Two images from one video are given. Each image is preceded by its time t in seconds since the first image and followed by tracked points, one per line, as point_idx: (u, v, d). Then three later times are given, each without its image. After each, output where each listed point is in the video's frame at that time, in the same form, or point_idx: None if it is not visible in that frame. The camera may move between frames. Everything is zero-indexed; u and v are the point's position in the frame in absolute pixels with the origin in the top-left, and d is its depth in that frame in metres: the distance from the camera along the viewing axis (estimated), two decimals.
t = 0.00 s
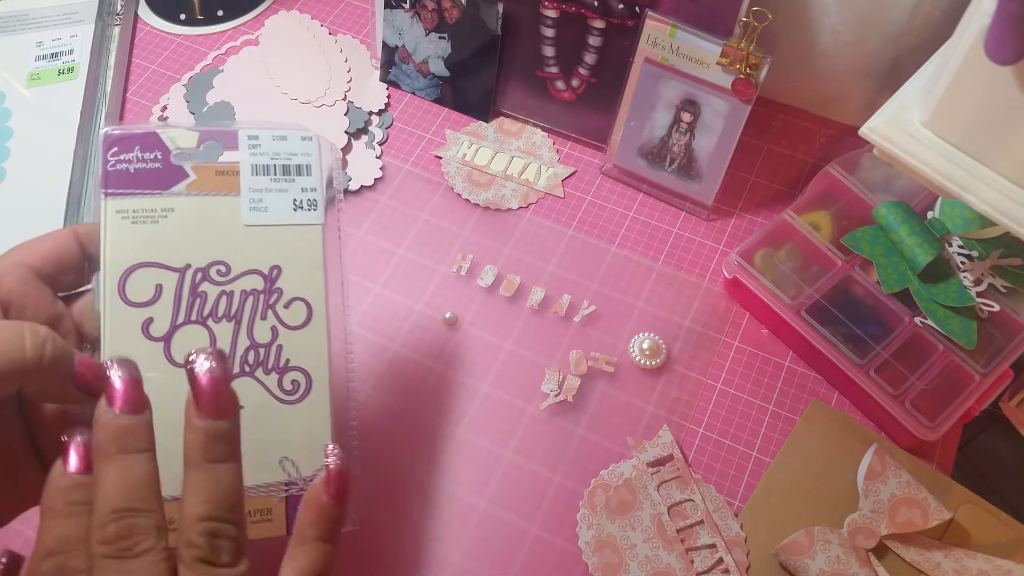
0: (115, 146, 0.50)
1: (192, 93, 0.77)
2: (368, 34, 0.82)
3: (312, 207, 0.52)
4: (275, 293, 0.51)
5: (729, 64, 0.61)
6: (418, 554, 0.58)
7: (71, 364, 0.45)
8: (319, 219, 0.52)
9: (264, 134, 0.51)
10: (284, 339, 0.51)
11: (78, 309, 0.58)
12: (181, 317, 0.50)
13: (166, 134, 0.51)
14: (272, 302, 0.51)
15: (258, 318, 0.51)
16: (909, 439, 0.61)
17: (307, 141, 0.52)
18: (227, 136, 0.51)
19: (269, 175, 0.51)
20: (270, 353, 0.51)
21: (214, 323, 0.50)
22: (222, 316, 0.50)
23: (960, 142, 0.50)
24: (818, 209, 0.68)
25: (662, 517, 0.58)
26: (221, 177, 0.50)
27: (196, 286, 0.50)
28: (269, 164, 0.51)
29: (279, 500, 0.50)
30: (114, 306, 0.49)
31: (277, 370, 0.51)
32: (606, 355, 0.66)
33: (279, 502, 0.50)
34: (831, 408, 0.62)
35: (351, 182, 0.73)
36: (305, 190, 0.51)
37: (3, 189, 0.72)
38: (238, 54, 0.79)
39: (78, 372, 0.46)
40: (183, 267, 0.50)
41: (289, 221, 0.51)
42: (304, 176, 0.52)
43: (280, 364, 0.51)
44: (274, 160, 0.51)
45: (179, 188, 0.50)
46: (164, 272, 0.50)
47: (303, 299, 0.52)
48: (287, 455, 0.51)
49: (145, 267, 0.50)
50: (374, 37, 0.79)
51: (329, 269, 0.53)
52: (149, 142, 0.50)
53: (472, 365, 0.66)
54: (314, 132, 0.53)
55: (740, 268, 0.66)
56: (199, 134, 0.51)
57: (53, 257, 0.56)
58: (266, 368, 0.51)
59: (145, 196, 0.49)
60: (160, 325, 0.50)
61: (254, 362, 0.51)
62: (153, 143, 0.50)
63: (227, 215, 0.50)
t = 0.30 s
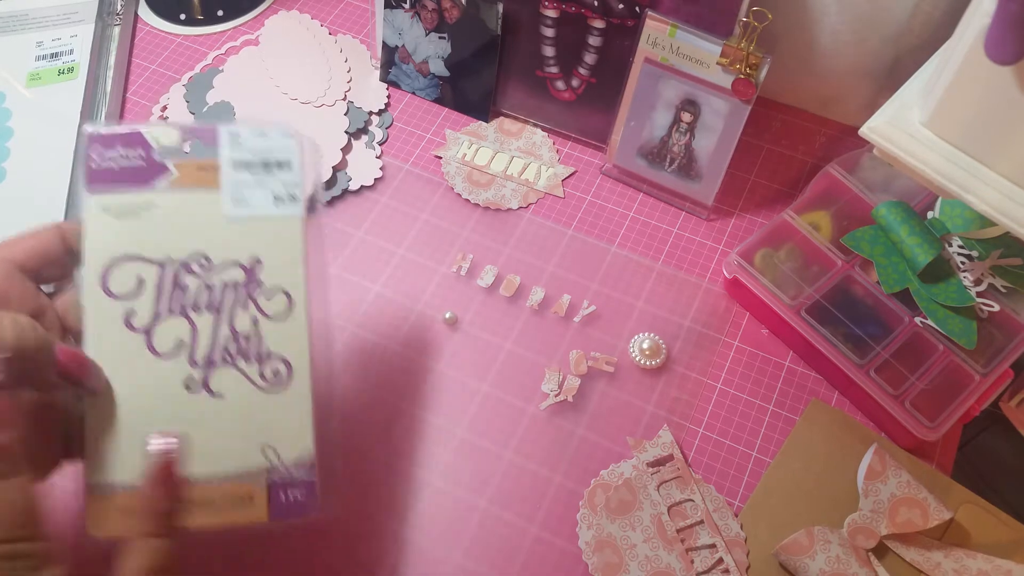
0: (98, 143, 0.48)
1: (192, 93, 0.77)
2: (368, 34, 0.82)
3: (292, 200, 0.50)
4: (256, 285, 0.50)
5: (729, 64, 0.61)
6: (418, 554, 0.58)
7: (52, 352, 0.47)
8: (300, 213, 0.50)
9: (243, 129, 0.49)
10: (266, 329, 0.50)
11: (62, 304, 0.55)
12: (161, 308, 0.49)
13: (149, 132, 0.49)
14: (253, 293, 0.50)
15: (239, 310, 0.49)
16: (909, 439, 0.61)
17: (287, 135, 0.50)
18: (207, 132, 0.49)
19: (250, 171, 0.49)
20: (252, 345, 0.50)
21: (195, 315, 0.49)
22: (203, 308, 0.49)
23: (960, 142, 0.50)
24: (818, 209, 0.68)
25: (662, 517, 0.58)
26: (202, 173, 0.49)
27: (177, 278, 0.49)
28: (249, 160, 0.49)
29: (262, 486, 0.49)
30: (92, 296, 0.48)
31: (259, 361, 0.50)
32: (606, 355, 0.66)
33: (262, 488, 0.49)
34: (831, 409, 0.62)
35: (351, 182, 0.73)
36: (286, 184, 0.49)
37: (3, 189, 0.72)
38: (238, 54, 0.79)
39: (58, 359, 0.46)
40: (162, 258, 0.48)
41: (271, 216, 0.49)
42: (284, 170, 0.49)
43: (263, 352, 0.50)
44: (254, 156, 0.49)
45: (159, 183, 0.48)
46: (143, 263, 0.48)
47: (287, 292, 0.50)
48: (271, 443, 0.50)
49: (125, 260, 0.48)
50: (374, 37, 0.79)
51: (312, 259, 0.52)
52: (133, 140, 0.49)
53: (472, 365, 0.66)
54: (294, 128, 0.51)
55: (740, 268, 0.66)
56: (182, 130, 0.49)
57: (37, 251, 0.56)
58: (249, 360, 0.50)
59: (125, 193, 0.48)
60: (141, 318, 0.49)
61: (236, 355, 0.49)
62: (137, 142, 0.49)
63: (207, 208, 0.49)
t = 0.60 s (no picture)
0: (94, 151, 0.49)
1: (192, 93, 0.77)
2: (368, 34, 0.82)
3: (288, 209, 0.52)
4: (254, 294, 0.51)
5: (729, 64, 0.61)
6: (417, 554, 0.58)
7: (52, 364, 0.46)
8: (294, 222, 0.52)
9: (241, 138, 0.51)
10: (263, 338, 0.51)
11: (61, 312, 0.56)
12: (161, 317, 0.50)
13: (144, 138, 0.51)
14: (250, 303, 0.51)
15: (237, 319, 0.51)
16: (909, 439, 0.61)
17: (283, 145, 0.52)
18: (204, 139, 0.51)
19: (245, 178, 0.51)
20: (249, 353, 0.51)
21: (194, 323, 0.50)
22: (202, 317, 0.50)
23: (960, 142, 0.50)
24: (818, 209, 0.68)
25: (662, 517, 0.58)
26: (198, 181, 0.50)
27: (177, 287, 0.50)
28: (246, 168, 0.51)
29: (259, 497, 0.51)
30: (92, 307, 0.49)
31: (256, 369, 0.51)
32: (606, 355, 0.66)
33: (259, 498, 0.50)
34: (831, 408, 0.62)
35: (351, 182, 0.73)
36: (282, 193, 0.52)
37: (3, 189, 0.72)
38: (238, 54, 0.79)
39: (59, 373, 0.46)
40: (163, 268, 0.50)
41: (265, 224, 0.51)
42: (281, 179, 0.52)
43: (260, 363, 0.51)
44: (251, 164, 0.51)
45: (157, 192, 0.50)
46: (143, 274, 0.50)
47: (282, 299, 0.52)
48: (268, 452, 0.51)
49: (125, 270, 0.49)
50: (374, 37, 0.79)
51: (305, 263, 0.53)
52: (130, 147, 0.50)
53: (472, 365, 0.66)
54: (291, 137, 0.53)
55: (740, 268, 0.66)
56: (177, 138, 0.51)
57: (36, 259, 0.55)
58: (245, 368, 0.51)
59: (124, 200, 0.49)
60: (141, 326, 0.50)
61: (235, 364, 0.51)
62: (134, 148, 0.50)
63: (205, 219, 0.51)
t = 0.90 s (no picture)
0: (78, 142, 0.49)
1: (192, 93, 0.77)
2: (368, 34, 0.82)
3: (275, 199, 0.51)
4: (240, 285, 0.51)
5: (729, 64, 0.61)
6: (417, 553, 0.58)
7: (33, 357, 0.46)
8: (281, 212, 0.52)
9: (225, 127, 0.51)
10: (249, 329, 0.51)
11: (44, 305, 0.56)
12: (146, 310, 0.50)
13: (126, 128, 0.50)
14: (237, 294, 0.51)
15: (223, 311, 0.51)
16: (909, 439, 0.61)
17: (268, 134, 0.52)
18: (187, 129, 0.51)
19: (230, 168, 0.51)
20: (235, 345, 0.51)
21: (179, 315, 0.50)
22: (187, 308, 0.50)
23: (960, 143, 0.50)
24: (818, 209, 0.68)
25: (662, 517, 0.58)
26: (182, 171, 0.50)
27: (161, 278, 0.50)
28: (231, 157, 0.51)
29: (246, 489, 0.51)
30: (75, 303, 0.49)
31: (243, 361, 0.51)
32: (606, 355, 0.66)
33: (245, 492, 0.51)
34: (831, 408, 0.62)
35: (351, 182, 0.73)
36: (268, 182, 0.51)
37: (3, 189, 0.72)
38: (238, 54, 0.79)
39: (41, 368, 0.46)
40: (147, 260, 0.50)
41: (251, 214, 0.51)
42: (266, 168, 0.51)
43: (246, 355, 0.51)
44: (236, 153, 0.51)
45: (140, 182, 0.50)
46: (127, 266, 0.49)
47: (268, 291, 0.51)
48: (255, 445, 0.51)
49: (109, 262, 0.49)
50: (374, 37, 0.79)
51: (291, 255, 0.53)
52: (112, 137, 0.50)
53: (472, 365, 0.66)
54: (276, 125, 0.52)
55: (740, 268, 0.66)
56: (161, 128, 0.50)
57: (19, 252, 0.55)
58: (232, 360, 0.51)
59: (107, 192, 0.49)
60: (125, 319, 0.49)
61: (220, 355, 0.50)
62: (117, 139, 0.50)
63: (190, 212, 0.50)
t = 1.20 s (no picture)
0: (71, 132, 0.50)
1: (192, 93, 0.77)
2: (368, 34, 0.82)
3: (276, 189, 0.52)
4: (241, 279, 0.52)
5: (730, 64, 0.61)
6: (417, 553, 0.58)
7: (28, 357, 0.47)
8: (283, 202, 0.53)
9: (226, 116, 0.52)
10: (251, 324, 0.52)
11: (42, 300, 0.56)
12: (145, 305, 0.50)
13: (124, 119, 0.52)
14: (238, 288, 0.52)
15: (224, 305, 0.51)
16: (909, 439, 0.61)
17: (270, 122, 0.53)
18: (184, 116, 0.52)
19: (231, 157, 0.52)
20: (237, 340, 0.51)
21: (179, 310, 0.51)
22: (187, 303, 0.51)
23: (960, 142, 0.50)
24: (818, 209, 0.68)
25: (662, 517, 0.58)
26: (181, 161, 0.51)
27: (160, 272, 0.51)
28: (231, 147, 0.52)
29: (251, 490, 0.50)
30: (75, 298, 0.50)
31: (245, 358, 0.51)
32: (606, 355, 0.66)
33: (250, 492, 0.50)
34: (831, 408, 0.62)
35: (351, 182, 0.73)
36: (269, 172, 0.52)
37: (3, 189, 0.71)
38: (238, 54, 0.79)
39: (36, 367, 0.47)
40: (146, 252, 0.51)
41: (251, 204, 0.52)
42: (267, 158, 0.52)
43: (249, 351, 0.52)
44: (236, 143, 0.52)
45: (138, 173, 0.51)
46: (126, 260, 0.50)
47: (270, 284, 0.52)
48: (259, 444, 0.51)
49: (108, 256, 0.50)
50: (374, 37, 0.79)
51: (297, 247, 0.54)
52: (109, 127, 0.51)
53: (472, 365, 0.66)
54: (277, 113, 0.53)
55: (740, 268, 0.66)
56: (159, 118, 0.52)
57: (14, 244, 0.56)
58: (234, 356, 0.51)
59: (105, 182, 0.50)
60: (124, 314, 0.50)
61: (221, 349, 0.51)
62: (114, 129, 0.51)
63: (189, 202, 0.51)
